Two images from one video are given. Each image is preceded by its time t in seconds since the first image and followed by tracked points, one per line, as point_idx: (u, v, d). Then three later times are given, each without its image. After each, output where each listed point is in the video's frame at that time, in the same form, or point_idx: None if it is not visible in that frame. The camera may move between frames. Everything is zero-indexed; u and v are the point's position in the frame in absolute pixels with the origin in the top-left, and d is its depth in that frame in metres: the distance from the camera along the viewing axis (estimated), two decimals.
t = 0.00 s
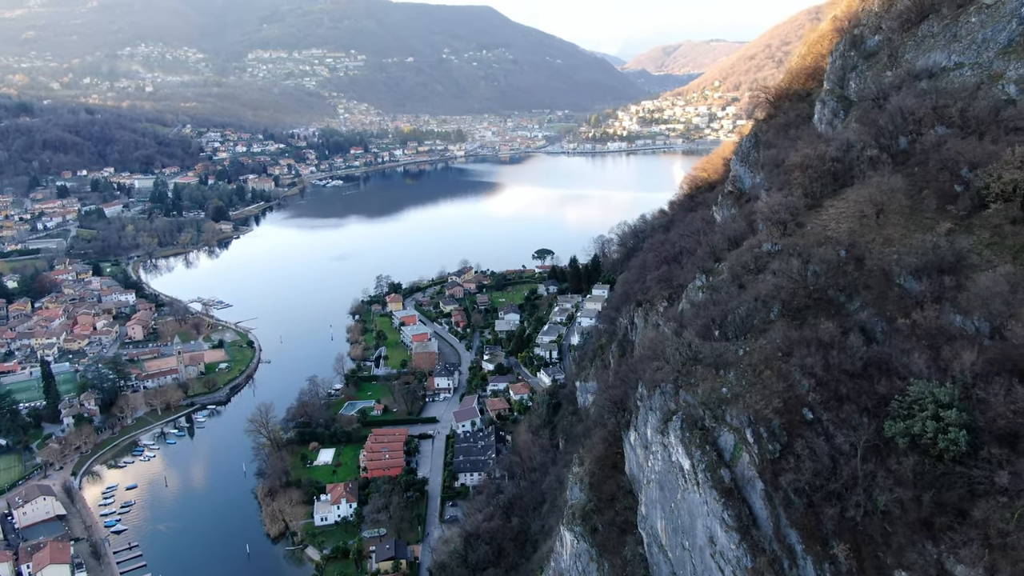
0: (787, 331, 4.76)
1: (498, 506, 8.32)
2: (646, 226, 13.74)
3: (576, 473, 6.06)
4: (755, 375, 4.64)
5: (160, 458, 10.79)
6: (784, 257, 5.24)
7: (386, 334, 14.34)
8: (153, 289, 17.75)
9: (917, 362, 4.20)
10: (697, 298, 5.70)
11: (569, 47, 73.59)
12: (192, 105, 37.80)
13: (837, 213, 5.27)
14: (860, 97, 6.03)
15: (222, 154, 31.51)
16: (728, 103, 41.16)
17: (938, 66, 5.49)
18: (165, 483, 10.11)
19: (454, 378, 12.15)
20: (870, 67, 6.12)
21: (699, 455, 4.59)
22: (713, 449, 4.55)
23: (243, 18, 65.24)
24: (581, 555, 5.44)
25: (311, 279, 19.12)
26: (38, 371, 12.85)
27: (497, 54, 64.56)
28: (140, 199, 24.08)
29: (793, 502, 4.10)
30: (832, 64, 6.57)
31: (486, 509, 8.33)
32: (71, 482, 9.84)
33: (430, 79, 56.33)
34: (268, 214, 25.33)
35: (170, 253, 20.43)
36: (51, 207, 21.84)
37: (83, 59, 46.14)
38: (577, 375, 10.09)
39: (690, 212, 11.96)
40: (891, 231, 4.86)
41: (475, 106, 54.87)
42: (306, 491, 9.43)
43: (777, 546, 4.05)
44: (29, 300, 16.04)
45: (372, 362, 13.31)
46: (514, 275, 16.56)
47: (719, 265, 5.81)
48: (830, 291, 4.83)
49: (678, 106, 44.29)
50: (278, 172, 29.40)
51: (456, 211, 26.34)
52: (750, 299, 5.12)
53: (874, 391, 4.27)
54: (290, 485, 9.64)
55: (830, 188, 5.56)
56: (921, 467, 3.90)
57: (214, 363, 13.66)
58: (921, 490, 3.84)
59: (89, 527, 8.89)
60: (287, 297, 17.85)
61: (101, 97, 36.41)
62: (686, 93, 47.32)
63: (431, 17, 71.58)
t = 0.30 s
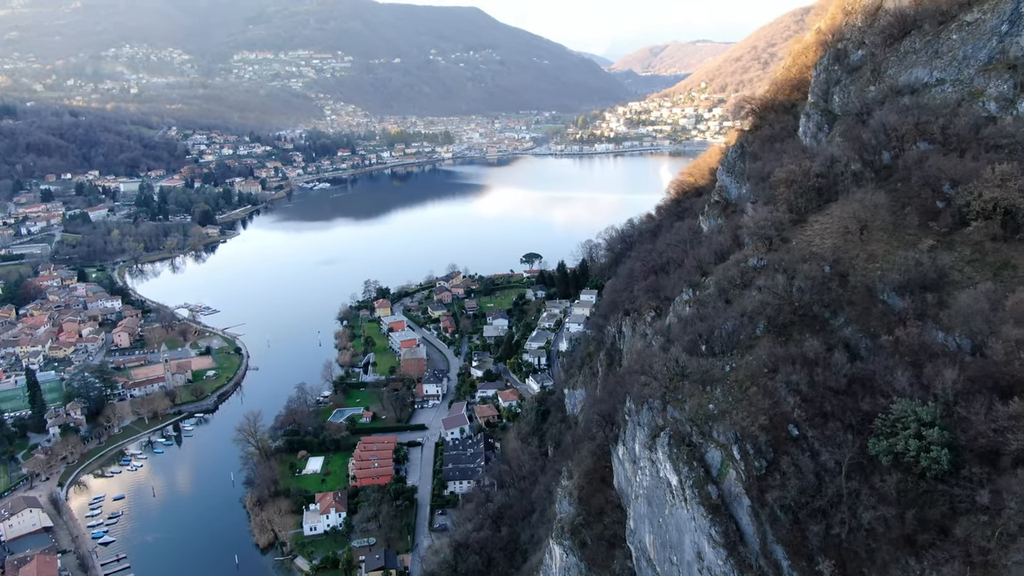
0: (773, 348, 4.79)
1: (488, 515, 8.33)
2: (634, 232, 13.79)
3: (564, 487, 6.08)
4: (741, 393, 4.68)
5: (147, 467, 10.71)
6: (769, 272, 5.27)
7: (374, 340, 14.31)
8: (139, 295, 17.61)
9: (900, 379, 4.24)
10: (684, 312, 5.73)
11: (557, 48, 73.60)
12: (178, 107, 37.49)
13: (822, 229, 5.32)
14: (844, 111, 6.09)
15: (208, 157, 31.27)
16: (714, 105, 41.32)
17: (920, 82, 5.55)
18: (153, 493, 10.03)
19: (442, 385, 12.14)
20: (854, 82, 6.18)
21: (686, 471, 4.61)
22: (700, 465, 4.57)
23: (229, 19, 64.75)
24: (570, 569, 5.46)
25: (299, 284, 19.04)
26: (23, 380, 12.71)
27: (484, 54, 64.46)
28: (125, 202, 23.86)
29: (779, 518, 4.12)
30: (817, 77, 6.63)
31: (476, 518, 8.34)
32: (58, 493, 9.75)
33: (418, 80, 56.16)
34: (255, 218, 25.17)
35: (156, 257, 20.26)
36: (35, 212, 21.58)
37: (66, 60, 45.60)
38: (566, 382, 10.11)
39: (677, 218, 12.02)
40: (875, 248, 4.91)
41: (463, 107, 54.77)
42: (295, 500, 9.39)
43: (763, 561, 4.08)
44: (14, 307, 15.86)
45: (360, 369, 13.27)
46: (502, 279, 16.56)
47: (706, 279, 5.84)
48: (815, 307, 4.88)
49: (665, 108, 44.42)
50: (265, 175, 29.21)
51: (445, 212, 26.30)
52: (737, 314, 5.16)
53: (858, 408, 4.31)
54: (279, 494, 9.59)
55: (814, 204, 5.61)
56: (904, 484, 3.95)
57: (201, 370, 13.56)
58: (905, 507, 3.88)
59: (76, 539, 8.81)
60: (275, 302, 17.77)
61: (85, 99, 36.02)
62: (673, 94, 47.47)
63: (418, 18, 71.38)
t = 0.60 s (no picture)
0: (755, 364, 4.84)
1: (475, 524, 8.33)
2: (619, 237, 13.84)
3: (551, 500, 6.09)
4: (725, 408, 4.71)
5: (131, 477, 10.58)
6: (752, 287, 5.32)
7: (359, 346, 14.24)
8: (121, 301, 17.40)
9: (880, 396, 4.29)
10: (669, 326, 5.76)
11: (540, 49, 73.59)
12: (159, 108, 37.03)
13: (803, 243, 5.37)
14: (824, 124, 6.16)
15: (191, 160, 30.92)
16: (697, 106, 41.52)
17: (899, 97, 5.62)
18: (136, 504, 9.92)
19: (428, 392, 12.11)
20: (834, 96, 6.25)
21: (671, 486, 4.62)
22: (685, 480, 4.59)
23: (210, 20, 64.06)
24: None
25: (284, 289, 18.92)
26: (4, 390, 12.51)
27: (467, 55, 64.30)
28: (107, 206, 23.54)
29: (763, 534, 4.15)
30: (797, 90, 6.70)
31: (463, 527, 8.33)
32: (40, 505, 9.61)
33: (401, 82, 55.91)
34: (239, 221, 24.93)
35: (138, 263, 20.00)
36: (14, 216, 21.23)
37: (45, 61, 44.85)
38: (552, 389, 10.14)
39: (661, 224, 12.09)
40: (855, 263, 4.97)
41: (447, 108, 54.62)
42: (281, 510, 9.32)
43: None
44: None
45: (345, 376, 13.21)
46: (487, 283, 16.56)
47: (690, 293, 5.88)
48: (796, 323, 4.93)
49: (649, 109, 44.56)
50: (249, 178, 28.95)
51: (430, 214, 26.17)
52: (720, 329, 5.20)
53: (839, 424, 4.36)
54: (265, 504, 9.52)
55: (795, 219, 5.67)
56: (884, 501, 4.00)
57: (185, 378, 13.42)
58: (885, 523, 3.93)
59: (59, 552, 8.69)
60: (259, 307, 17.65)
61: (64, 101, 35.45)
62: (656, 95, 47.65)
63: (402, 19, 71.09)
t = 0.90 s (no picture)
0: (736, 379, 4.89)
1: (459, 534, 8.32)
2: (602, 242, 13.87)
3: (535, 513, 6.11)
4: (707, 423, 4.75)
5: (113, 488, 10.43)
6: (733, 302, 5.36)
7: (342, 353, 14.17)
8: (101, 308, 17.14)
9: (859, 411, 4.35)
10: (651, 339, 5.80)
11: (522, 49, 73.56)
12: (138, 110, 36.50)
13: (783, 257, 5.43)
14: (803, 138, 6.24)
15: (170, 163, 30.52)
16: (679, 107, 41.75)
17: (876, 111, 5.70)
18: (118, 515, 9.79)
19: (412, 398, 12.08)
20: (812, 109, 6.32)
21: (654, 501, 4.64)
22: (668, 495, 4.61)
23: (189, 20, 63.25)
24: None
25: (266, 293, 18.74)
26: None
27: (449, 56, 64.10)
28: (85, 211, 23.17)
29: (745, 549, 4.19)
30: (777, 103, 6.76)
31: (448, 537, 8.32)
32: (20, 518, 9.44)
33: (383, 83, 55.60)
34: (220, 225, 24.66)
35: (118, 268, 19.72)
36: None
37: (20, 62, 44.02)
38: (536, 396, 10.16)
39: (644, 231, 12.15)
40: (834, 278, 5.03)
41: (429, 110, 54.44)
42: (265, 520, 9.24)
43: None
44: None
45: (329, 383, 13.12)
46: (470, 288, 16.54)
47: (672, 306, 5.92)
48: (776, 338, 4.98)
49: (630, 111, 44.73)
50: (229, 181, 28.64)
51: (413, 217, 26.00)
52: (701, 343, 5.25)
53: (819, 439, 4.41)
54: (249, 515, 9.43)
55: (775, 233, 5.72)
56: (863, 516, 4.04)
57: (167, 386, 13.25)
58: (864, 538, 3.97)
59: (40, 566, 8.55)
60: (241, 313, 17.47)
61: (40, 103, 34.82)
62: (638, 97, 47.84)
63: (383, 20, 70.75)
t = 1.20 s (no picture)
0: (715, 394, 4.93)
1: (443, 543, 8.31)
2: (582, 247, 13.91)
3: (518, 526, 6.12)
4: (687, 438, 4.78)
5: (91, 500, 10.24)
6: (712, 316, 5.40)
7: (323, 360, 14.07)
8: (77, 315, 16.84)
9: (835, 426, 4.41)
10: (632, 352, 5.83)
11: (502, 49, 73.47)
12: (113, 112, 35.86)
13: (761, 271, 5.48)
14: (779, 151, 6.31)
15: (147, 166, 30.03)
16: (658, 108, 41.94)
17: (850, 125, 5.77)
18: (97, 528, 9.61)
19: (394, 405, 12.01)
20: (789, 122, 6.38)
21: (636, 516, 4.67)
22: (649, 510, 4.63)
23: (165, 20, 62.26)
24: None
25: (246, 298, 18.55)
26: None
27: (428, 57, 63.80)
28: (60, 216, 22.74)
29: (726, 564, 4.22)
30: (753, 115, 6.83)
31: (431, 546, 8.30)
32: None
33: (362, 84, 55.20)
34: (198, 229, 24.32)
35: (94, 274, 19.36)
36: None
37: None
38: (518, 403, 10.17)
39: (625, 238, 12.21)
40: (811, 292, 5.10)
41: (408, 111, 54.16)
42: (246, 531, 9.13)
43: None
44: None
45: (310, 390, 13.00)
46: (451, 293, 16.50)
47: (652, 319, 5.95)
48: (755, 352, 5.03)
49: (610, 112, 44.87)
50: (207, 184, 28.26)
51: (393, 218, 25.78)
52: (681, 357, 5.29)
53: (796, 454, 4.46)
54: (230, 526, 9.31)
55: (753, 246, 5.77)
56: (839, 530, 4.08)
57: (146, 396, 13.03)
58: (841, 553, 4.01)
59: None
60: (220, 319, 17.27)
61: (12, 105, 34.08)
62: (617, 98, 48.03)
63: (362, 20, 70.27)
